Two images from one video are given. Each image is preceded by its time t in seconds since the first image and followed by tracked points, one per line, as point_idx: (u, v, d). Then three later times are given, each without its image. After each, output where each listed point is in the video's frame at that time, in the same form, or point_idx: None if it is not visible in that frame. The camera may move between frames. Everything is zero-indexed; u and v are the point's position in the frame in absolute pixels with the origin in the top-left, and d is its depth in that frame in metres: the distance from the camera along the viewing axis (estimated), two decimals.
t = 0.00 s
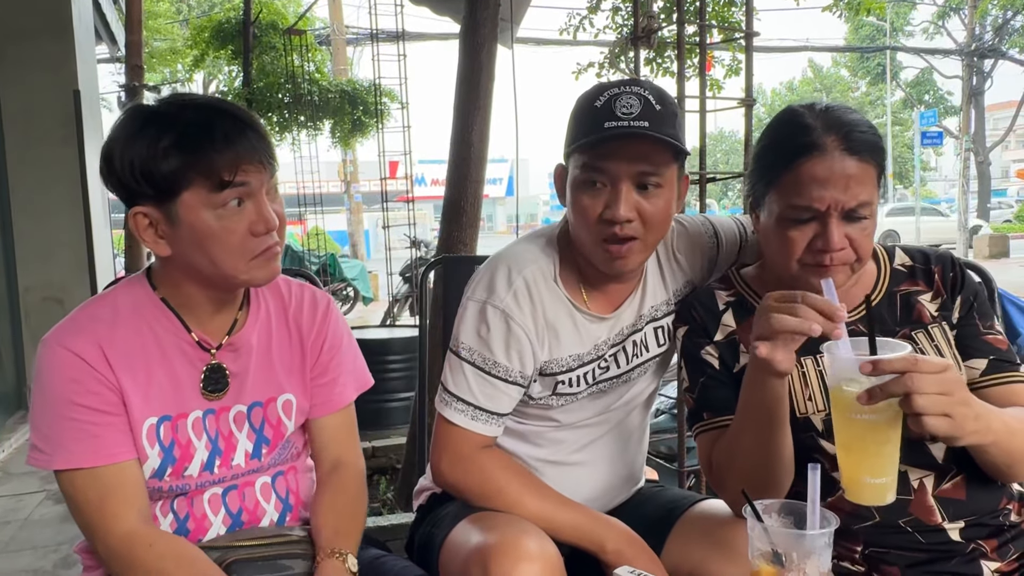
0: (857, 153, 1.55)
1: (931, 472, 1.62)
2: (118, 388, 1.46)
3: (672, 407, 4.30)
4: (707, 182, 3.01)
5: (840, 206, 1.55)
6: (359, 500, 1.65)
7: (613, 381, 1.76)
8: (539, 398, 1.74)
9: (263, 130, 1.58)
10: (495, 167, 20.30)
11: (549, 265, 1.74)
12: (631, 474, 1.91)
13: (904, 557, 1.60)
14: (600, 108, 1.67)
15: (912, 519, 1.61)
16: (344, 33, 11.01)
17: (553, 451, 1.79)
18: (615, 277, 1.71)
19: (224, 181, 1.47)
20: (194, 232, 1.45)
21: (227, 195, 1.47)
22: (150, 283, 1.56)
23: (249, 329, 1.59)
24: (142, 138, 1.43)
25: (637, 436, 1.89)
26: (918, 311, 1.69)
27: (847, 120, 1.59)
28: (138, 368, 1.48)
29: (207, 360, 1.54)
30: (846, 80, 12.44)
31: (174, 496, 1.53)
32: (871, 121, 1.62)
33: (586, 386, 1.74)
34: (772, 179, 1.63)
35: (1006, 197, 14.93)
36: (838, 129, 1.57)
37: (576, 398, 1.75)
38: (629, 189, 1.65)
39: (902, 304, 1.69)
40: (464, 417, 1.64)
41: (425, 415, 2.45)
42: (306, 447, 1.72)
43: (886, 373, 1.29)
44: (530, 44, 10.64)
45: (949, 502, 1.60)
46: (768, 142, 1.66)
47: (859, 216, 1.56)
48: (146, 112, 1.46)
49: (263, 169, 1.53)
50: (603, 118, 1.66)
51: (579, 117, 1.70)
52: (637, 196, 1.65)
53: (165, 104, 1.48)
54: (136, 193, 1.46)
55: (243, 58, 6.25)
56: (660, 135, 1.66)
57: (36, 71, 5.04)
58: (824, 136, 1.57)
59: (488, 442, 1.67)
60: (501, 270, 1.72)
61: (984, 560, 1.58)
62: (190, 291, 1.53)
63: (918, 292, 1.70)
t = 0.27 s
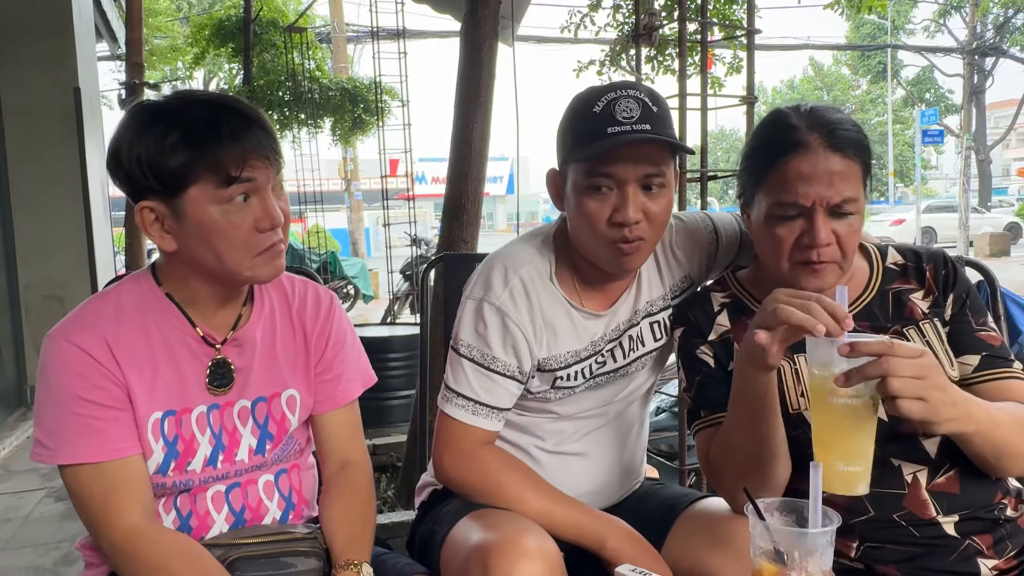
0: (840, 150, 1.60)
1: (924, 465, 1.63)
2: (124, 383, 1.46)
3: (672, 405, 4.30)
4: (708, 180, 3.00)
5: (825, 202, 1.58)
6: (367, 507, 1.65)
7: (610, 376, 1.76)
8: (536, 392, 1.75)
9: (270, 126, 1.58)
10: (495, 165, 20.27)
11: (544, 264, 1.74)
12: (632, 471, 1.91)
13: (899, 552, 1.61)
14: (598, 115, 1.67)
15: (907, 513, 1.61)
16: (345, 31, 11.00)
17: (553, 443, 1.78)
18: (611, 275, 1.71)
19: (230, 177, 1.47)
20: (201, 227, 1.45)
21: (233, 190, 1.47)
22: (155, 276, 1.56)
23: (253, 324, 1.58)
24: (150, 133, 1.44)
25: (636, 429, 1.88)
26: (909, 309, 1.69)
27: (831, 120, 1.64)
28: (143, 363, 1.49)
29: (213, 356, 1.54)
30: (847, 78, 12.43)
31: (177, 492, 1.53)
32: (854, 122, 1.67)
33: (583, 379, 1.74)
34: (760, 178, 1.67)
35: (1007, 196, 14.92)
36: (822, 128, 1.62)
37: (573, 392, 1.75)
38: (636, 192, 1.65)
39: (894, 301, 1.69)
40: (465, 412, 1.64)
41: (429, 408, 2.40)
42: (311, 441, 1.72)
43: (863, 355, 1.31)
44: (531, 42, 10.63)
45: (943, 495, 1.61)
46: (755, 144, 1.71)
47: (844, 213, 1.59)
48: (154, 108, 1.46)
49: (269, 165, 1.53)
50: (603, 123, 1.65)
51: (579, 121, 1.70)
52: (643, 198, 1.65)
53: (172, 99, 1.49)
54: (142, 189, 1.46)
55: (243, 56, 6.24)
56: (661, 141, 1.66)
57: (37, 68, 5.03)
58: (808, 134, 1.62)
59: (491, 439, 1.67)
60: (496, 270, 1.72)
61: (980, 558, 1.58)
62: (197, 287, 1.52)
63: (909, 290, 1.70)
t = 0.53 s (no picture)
0: (834, 142, 1.60)
1: (923, 463, 1.62)
2: (124, 378, 1.46)
3: (673, 403, 4.29)
4: (709, 178, 3.00)
5: (819, 191, 1.58)
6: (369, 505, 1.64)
7: (603, 371, 1.77)
8: (532, 389, 1.75)
9: (273, 124, 1.57)
10: (496, 164, 20.25)
11: (541, 263, 1.74)
12: (630, 468, 1.91)
13: (898, 550, 1.61)
14: (599, 113, 1.67)
15: (905, 510, 1.61)
16: (345, 29, 10.99)
17: (550, 440, 1.79)
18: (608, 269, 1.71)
19: (233, 175, 1.46)
20: (202, 224, 1.45)
21: (235, 188, 1.47)
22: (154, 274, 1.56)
23: (253, 321, 1.58)
24: (153, 129, 1.44)
25: (631, 424, 1.88)
26: (907, 307, 1.68)
27: (825, 113, 1.65)
28: (143, 359, 1.49)
29: (213, 352, 1.54)
30: (848, 77, 12.41)
31: (177, 489, 1.53)
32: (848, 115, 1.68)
33: (577, 375, 1.74)
34: (754, 171, 1.67)
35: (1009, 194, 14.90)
36: (816, 120, 1.63)
37: (568, 387, 1.76)
38: (638, 188, 1.65)
39: (892, 299, 1.69)
40: (465, 410, 1.64)
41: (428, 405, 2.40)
42: (310, 440, 1.72)
43: (845, 332, 1.34)
44: (531, 40, 10.62)
45: (942, 493, 1.61)
46: (749, 139, 1.71)
47: (838, 204, 1.59)
48: (156, 104, 1.46)
49: (272, 163, 1.52)
50: (606, 120, 1.65)
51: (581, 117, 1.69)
52: (645, 193, 1.65)
53: (174, 96, 1.48)
54: (143, 184, 1.46)
55: (244, 54, 6.24)
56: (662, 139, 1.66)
57: (38, 66, 5.03)
58: (802, 126, 1.63)
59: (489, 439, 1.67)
60: (493, 269, 1.72)
61: (980, 558, 1.58)
62: (195, 284, 1.52)
63: (907, 288, 1.70)
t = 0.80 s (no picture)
0: (824, 136, 1.61)
1: (923, 460, 1.62)
2: (124, 373, 1.46)
3: (674, 401, 4.29)
4: (711, 175, 2.99)
5: (811, 184, 1.58)
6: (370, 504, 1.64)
7: (609, 371, 1.77)
8: (537, 388, 1.75)
9: (275, 121, 1.57)
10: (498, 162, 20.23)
11: (550, 263, 1.74)
12: (633, 466, 1.90)
13: (900, 549, 1.60)
14: (607, 113, 1.66)
15: (905, 508, 1.60)
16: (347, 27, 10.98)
17: (556, 438, 1.78)
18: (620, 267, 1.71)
19: (234, 172, 1.46)
20: (203, 220, 1.45)
21: (237, 184, 1.46)
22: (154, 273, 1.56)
23: (253, 318, 1.58)
24: (155, 124, 1.44)
25: (636, 422, 1.88)
26: (904, 304, 1.68)
27: (815, 109, 1.66)
28: (143, 354, 1.49)
29: (211, 349, 1.53)
30: (850, 75, 12.39)
31: (178, 486, 1.53)
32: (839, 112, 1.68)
33: (583, 374, 1.75)
34: (746, 167, 1.67)
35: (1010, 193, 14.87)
36: (806, 117, 1.64)
37: (575, 386, 1.76)
38: (649, 188, 1.64)
39: (890, 295, 1.69)
40: (470, 408, 1.64)
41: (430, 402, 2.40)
42: (310, 438, 1.71)
43: (826, 309, 1.32)
44: (533, 38, 10.61)
45: (942, 489, 1.60)
46: (744, 137, 1.71)
47: (829, 197, 1.59)
48: (158, 101, 1.46)
49: (273, 160, 1.52)
50: (614, 121, 1.64)
51: (587, 116, 1.68)
52: (656, 193, 1.64)
53: (177, 92, 1.48)
54: (144, 181, 1.46)
55: (245, 52, 6.23)
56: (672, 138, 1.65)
57: (39, 64, 5.03)
58: (792, 122, 1.64)
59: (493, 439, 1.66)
60: (502, 267, 1.71)
61: (981, 557, 1.57)
62: (195, 281, 1.53)
63: (906, 285, 1.69)
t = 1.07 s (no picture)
0: (819, 139, 1.59)
1: (928, 457, 1.61)
2: (123, 371, 1.46)
3: (677, 400, 4.28)
4: (715, 173, 2.99)
5: (806, 186, 1.57)
6: (371, 504, 1.63)
7: (617, 368, 1.77)
8: (547, 385, 1.74)
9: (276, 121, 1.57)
10: (500, 161, 20.21)
11: (565, 260, 1.73)
12: (637, 465, 1.90)
13: (906, 548, 1.60)
14: (625, 109, 1.65)
15: (910, 506, 1.60)
16: (348, 26, 10.97)
17: (566, 435, 1.77)
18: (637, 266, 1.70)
19: (235, 172, 1.45)
20: (203, 220, 1.44)
21: (237, 184, 1.46)
22: (155, 270, 1.55)
23: (253, 315, 1.58)
24: (156, 123, 1.43)
25: (643, 420, 1.88)
26: (906, 299, 1.67)
27: (810, 111, 1.65)
28: (144, 352, 1.48)
29: (212, 347, 1.53)
30: (852, 74, 12.37)
31: (182, 483, 1.52)
32: (834, 113, 1.67)
33: (592, 371, 1.74)
34: (742, 171, 1.67)
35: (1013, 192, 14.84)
36: (800, 120, 1.62)
37: (586, 382, 1.75)
38: (669, 182, 1.64)
39: (891, 291, 1.68)
40: (482, 403, 1.64)
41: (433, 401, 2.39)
42: (313, 436, 1.71)
43: (813, 307, 1.40)
44: (535, 37, 10.59)
45: (947, 487, 1.59)
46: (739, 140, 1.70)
47: (825, 199, 1.58)
48: (159, 99, 1.45)
49: (274, 159, 1.51)
50: (631, 117, 1.63)
51: (600, 116, 1.68)
52: (676, 186, 1.64)
53: (178, 90, 1.48)
54: (146, 179, 1.46)
55: (247, 50, 6.23)
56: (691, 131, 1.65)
57: (40, 62, 5.02)
58: (784, 125, 1.63)
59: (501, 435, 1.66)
60: (516, 264, 1.71)
61: (988, 556, 1.56)
62: (197, 280, 1.52)
63: (907, 280, 1.69)
